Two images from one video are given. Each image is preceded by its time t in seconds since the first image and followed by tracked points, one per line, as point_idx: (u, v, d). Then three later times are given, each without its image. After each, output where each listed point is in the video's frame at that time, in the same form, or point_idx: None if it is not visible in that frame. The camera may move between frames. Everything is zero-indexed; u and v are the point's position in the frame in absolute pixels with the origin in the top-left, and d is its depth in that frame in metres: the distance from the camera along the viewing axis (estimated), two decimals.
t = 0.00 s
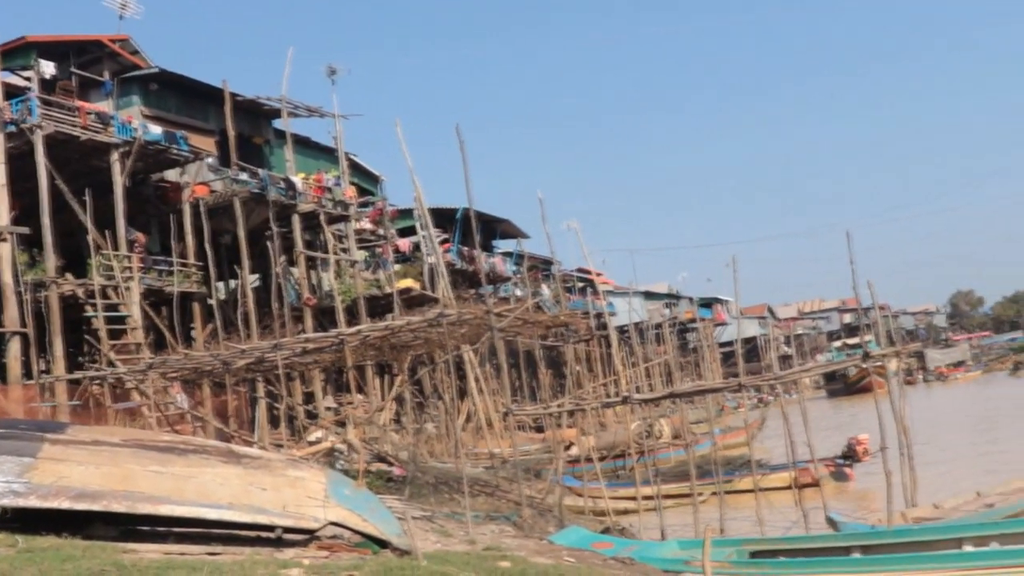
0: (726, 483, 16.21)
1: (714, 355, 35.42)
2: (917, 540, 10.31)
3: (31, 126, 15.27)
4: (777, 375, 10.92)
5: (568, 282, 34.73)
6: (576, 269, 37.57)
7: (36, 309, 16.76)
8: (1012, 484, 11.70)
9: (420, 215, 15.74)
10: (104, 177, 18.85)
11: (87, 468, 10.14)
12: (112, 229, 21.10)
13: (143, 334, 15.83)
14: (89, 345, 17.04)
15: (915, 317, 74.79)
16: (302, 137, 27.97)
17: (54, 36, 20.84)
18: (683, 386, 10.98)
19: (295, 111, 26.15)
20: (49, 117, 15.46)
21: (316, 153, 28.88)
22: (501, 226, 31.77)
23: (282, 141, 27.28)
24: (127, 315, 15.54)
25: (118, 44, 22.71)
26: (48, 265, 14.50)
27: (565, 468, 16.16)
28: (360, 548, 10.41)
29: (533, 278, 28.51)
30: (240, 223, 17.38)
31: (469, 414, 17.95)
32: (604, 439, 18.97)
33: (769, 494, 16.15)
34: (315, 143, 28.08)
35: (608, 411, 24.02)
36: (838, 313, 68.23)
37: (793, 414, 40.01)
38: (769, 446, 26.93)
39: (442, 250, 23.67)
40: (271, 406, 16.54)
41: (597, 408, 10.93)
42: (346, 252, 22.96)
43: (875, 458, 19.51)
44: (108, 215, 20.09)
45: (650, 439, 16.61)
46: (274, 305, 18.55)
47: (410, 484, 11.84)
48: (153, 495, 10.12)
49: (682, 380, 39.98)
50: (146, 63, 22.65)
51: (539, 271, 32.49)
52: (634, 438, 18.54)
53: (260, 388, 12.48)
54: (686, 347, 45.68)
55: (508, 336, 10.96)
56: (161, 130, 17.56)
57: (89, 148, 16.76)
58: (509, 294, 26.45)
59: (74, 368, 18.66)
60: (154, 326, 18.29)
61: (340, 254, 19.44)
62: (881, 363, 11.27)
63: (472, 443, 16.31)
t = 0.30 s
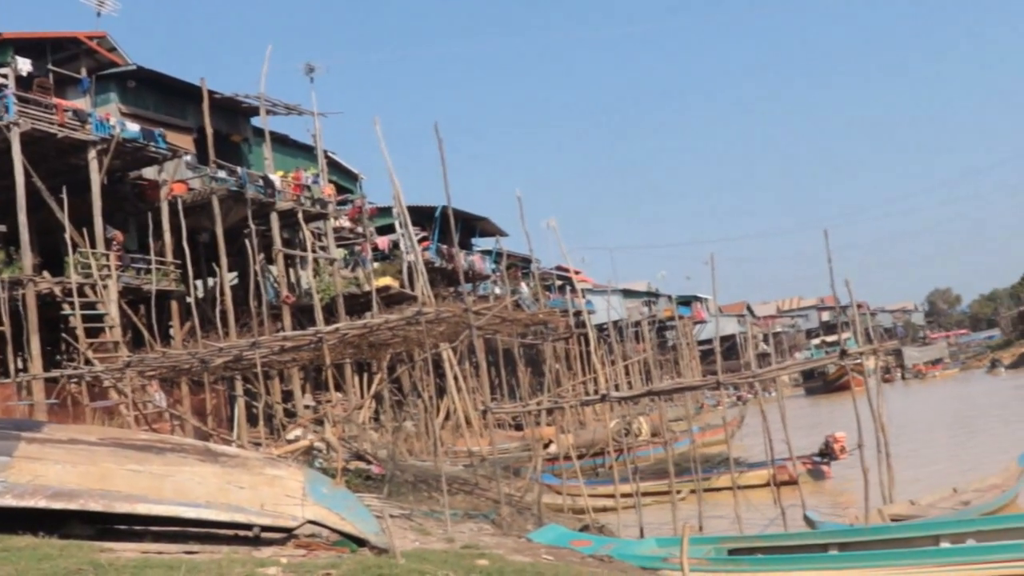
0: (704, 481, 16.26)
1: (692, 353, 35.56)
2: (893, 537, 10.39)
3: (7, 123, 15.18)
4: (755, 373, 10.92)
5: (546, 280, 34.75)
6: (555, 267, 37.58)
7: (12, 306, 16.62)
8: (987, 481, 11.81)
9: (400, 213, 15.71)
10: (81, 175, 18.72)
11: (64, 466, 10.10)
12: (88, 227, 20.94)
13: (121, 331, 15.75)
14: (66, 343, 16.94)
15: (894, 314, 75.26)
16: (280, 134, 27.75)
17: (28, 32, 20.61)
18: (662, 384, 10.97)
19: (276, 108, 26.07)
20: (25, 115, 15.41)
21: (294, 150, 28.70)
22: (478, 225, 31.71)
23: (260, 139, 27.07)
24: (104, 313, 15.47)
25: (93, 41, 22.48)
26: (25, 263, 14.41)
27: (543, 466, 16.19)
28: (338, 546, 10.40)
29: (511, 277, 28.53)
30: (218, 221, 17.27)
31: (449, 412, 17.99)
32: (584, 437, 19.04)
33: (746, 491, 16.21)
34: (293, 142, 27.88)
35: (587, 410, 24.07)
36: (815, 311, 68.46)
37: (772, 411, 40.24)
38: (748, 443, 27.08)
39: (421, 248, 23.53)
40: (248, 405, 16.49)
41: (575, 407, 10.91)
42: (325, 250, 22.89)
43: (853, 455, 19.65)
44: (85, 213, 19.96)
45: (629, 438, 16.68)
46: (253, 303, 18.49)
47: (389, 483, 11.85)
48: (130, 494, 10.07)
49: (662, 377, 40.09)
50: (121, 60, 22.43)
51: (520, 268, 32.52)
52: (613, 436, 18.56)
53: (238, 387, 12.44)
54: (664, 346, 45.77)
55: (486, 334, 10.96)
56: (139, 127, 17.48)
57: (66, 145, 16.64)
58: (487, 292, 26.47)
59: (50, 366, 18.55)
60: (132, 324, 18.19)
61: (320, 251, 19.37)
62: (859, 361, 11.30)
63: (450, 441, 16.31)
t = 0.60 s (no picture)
0: (697, 479, 16.29)
1: (686, 351, 35.70)
2: (886, 535, 10.41)
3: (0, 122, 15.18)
4: (749, 371, 10.92)
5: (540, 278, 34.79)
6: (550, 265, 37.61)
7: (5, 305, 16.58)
8: (978, 479, 11.85)
9: (393, 211, 15.69)
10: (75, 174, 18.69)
11: (57, 465, 10.10)
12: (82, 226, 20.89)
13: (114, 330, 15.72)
14: (60, 341, 16.91)
15: (887, 313, 75.44)
16: (274, 133, 27.72)
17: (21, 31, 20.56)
18: (656, 382, 10.95)
19: (269, 107, 26.03)
20: (18, 113, 15.46)
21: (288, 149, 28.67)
22: (473, 223, 31.73)
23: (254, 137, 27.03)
24: (97, 312, 15.41)
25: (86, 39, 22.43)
26: (18, 261, 14.38)
27: (536, 464, 16.19)
28: (332, 544, 10.40)
29: (504, 275, 28.55)
30: (211, 220, 17.23)
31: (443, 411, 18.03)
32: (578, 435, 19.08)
33: (740, 490, 16.22)
34: (287, 140, 27.86)
35: (581, 409, 24.11)
36: (808, 309, 68.61)
37: (765, 410, 40.32)
38: (741, 442, 27.11)
39: (415, 246, 23.48)
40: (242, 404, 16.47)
41: (568, 405, 10.90)
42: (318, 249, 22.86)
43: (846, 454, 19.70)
44: (78, 212, 19.93)
45: (623, 435, 16.80)
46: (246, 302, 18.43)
47: (382, 481, 11.85)
48: (123, 492, 10.04)
49: (654, 376, 40.15)
50: (115, 59, 22.39)
51: (513, 267, 32.53)
52: (606, 435, 18.55)
53: (232, 385, 12.44)
54: (657, 344, 45.88)
55: (480, 333, 10.94)
56: (132, 126, 17.48)
57: (59, 144, 16.62)
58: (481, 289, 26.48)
59: (44, 365, 18.52)
60: (126, 322, 18.16)
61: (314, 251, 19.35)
62: (852, 360, 11.29)
63: (444, 440, 16.31)
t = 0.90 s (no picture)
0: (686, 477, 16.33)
1: (674, 349, 35.95)
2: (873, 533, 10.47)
3: None
4: (737, 370, 10.91)
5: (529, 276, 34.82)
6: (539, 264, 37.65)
7: None
8: (964, 478, 11.89)
9: (382, 210, 15.68)
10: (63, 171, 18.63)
11: (44, 464, 10.05)
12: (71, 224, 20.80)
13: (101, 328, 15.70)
14: (48, 339, 16.86)
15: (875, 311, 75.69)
16: (264, 131, 27.66)
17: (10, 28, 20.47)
18: (643, 380, 10.95)
19: (258, 105, 25.98)
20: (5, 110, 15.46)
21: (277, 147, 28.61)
22: (462, 221, 31.70)
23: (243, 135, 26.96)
24: (85, 310, 15.38)
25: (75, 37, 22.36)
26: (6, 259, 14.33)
27: (524, 463, 16.22)
28: (320, 542, 10.44)
29: (493, 273, 28.55)
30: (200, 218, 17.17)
31: (431, 409, 18.07)
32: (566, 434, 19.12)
33: (727, 488, 16.26)
34: (276, 138, 27.79)
35: (570, 407, 24.15)
36: (797, 307, 68.76)
37: (754, 409, 40.42)
38: (730, 440, 27.18)
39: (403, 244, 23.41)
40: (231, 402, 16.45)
41: (556, 403, 10.89)
42: (306, 247, 22.79)
43: (834, 452, 19.75)
44: (67, 210, 19.86)
45: (611, 434, 16.93)
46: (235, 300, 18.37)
47: (370, 480, 11.85)
48: (110, 491, 9.97)
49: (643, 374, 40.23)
50: (104, 56, 22.31)
51: (502, 266, 32.54)
52: (593, 434, 18.57)
53: (219, 384, 12.42)
54: (646, 343, 45.96)
55: (469, 331, 10.94)
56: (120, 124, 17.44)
57: (47, 142, 16.56)
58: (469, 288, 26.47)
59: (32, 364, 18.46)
60: (115, 321, 18.14)
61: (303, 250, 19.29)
62: (840, 358, 11.31)
63: (432, 438, 16.32)
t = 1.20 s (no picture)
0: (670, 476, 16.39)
1: (657, 348, 36.36)
2: (855, 532, 10.56)
3: None
4: (721, 368, 10.91)
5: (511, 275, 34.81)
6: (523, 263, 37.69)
7: None
8: (946, 475, 11.97)
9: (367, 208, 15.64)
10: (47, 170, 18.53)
11: (27, 464, 9.98)
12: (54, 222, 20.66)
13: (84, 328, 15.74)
14: (31, 339, 16.83)
15: (860, 311, 76.07)
16: (248, 130, 27.60)
17: None
18: (627, 378, 10.93)
19: (243, 104, 25.93)
20: None
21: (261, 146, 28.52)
22: (446, 221, 31.67)
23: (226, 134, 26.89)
24: (69, 309, 15.41)
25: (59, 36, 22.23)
26: None
27: (508, 462, 16.27)
28: (303, 542, 10.40)
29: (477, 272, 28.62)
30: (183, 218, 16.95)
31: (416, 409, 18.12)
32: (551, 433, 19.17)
33: (711, 487, 16.32)
34: (259, 137, 27.73)
35: (555, 406, 24.20)
36: (781, 307, 68.97)
37: (738, 408, 40.58)
38: (715, 439, 27.28)
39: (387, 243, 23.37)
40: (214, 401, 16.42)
41: (540, 403, 10.87)
42: (290, 246, 22.69)
43: (817, 450, 19.85)
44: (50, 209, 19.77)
45: (596, 434, 17.09)
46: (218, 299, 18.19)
47: (355, 479, 11.83)
48: (92, 491, 9.92)
49: (628, 373, 40.34)
50: (87, 55, 22.21)
51: (487, 265, 32.57)
52: (577, 433, 18.75)
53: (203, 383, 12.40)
54: (631, 342, 46.05)
55: (454, 330, 10.94)
56: (103, 123, 17.37)
57: (29, 141, 16.46)
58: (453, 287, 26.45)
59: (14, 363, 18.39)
60: (97, 320, 18.11)
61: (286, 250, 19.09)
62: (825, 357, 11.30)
63: (416, 437, 16.32)
